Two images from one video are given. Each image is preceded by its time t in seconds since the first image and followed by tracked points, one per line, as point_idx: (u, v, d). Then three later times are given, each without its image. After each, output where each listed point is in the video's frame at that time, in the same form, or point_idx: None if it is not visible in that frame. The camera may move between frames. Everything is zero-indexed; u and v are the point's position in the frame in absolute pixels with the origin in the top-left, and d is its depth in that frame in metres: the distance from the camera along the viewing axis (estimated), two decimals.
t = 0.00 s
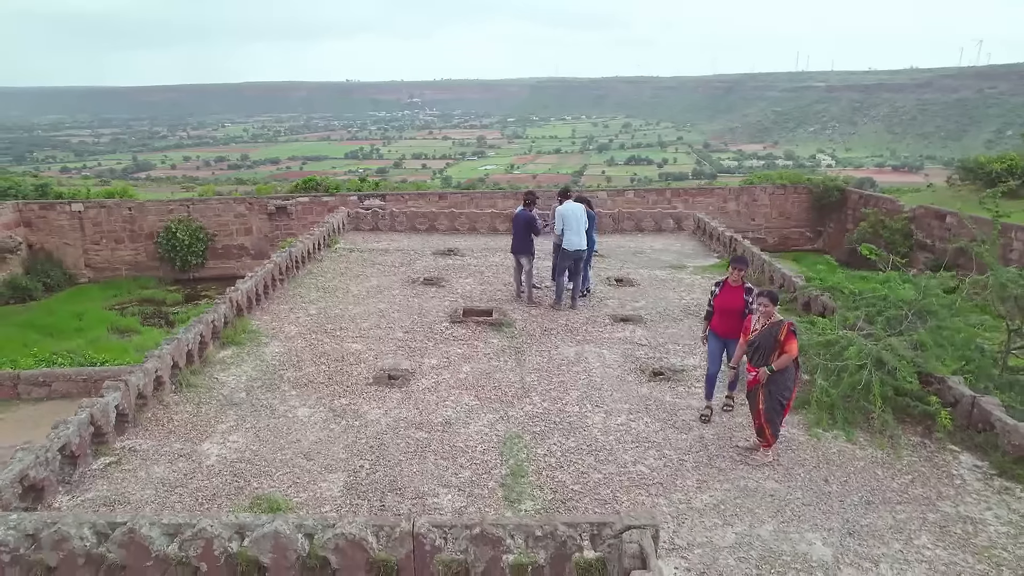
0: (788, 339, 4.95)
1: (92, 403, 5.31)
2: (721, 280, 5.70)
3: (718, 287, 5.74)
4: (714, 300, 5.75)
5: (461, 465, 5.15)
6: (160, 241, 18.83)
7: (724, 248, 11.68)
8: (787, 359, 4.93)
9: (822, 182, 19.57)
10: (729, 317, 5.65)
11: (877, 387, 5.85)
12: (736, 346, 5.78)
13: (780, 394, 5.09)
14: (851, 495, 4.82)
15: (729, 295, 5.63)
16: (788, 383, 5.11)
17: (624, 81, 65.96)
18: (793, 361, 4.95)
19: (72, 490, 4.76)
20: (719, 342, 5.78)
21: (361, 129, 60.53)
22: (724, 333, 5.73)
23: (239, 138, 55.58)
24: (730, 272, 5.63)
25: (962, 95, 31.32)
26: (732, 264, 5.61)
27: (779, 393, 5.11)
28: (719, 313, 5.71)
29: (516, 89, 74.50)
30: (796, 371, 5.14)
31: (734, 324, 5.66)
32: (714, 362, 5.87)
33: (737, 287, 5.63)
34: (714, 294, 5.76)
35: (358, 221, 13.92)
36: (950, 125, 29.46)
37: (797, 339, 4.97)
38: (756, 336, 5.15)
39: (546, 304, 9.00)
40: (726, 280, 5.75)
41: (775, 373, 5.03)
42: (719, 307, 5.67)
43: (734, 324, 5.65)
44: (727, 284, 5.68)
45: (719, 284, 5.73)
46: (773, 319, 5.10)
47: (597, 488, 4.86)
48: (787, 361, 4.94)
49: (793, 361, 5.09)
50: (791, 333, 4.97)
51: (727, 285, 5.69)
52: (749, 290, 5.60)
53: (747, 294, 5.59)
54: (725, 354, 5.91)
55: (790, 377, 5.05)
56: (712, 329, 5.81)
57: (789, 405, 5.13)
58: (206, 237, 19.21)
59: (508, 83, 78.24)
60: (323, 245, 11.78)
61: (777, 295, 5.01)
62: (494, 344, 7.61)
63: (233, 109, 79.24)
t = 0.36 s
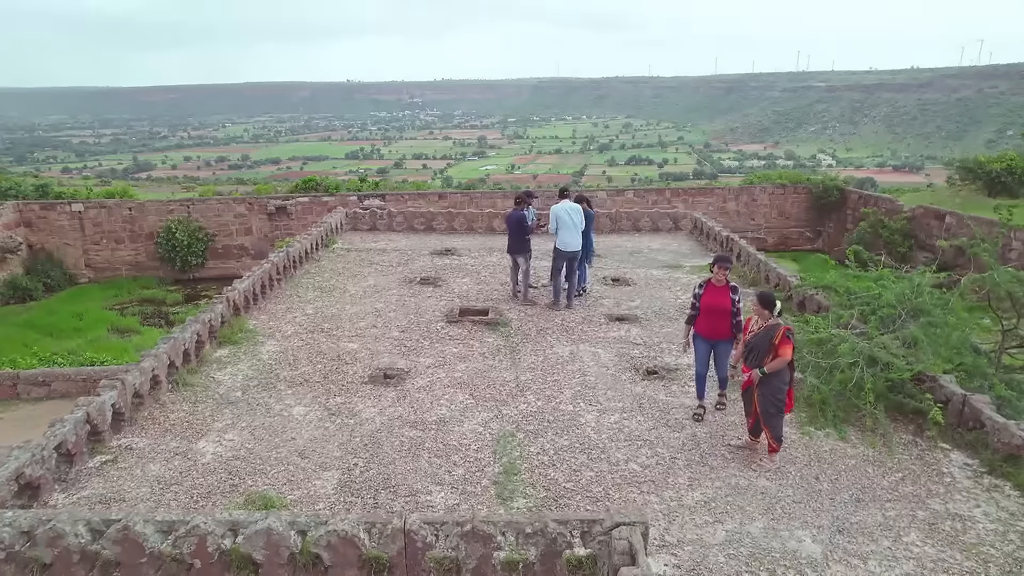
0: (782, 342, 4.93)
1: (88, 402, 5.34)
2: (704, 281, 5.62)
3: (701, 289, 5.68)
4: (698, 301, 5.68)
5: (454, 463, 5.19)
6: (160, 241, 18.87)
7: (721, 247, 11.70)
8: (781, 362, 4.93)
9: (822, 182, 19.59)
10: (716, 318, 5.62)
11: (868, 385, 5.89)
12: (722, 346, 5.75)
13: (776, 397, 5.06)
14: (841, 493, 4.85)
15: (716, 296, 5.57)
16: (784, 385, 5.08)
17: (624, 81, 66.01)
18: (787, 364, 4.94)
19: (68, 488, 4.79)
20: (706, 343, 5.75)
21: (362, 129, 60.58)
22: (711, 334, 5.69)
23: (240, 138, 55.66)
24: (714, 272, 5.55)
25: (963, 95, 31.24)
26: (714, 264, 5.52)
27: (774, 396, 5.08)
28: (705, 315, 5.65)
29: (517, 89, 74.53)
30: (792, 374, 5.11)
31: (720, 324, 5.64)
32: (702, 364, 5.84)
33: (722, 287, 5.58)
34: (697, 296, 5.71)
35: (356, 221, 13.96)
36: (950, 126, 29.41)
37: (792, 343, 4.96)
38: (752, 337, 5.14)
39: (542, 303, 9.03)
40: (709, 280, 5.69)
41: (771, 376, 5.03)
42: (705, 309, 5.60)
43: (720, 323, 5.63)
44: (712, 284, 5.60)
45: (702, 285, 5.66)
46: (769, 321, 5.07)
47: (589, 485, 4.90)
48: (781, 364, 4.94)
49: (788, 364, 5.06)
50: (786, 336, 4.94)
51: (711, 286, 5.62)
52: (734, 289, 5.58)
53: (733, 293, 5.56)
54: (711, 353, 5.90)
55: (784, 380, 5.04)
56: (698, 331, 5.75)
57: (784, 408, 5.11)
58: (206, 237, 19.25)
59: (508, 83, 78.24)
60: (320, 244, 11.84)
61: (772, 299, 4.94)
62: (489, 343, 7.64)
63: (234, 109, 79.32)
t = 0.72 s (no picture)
0: (778, 355, 4.85)
1: (87, 403, 5.35)
2: (702, 285, 5.56)
3: (699, 293, 5.60)
4: (697, 306, 5.60)
5: (452, 464, 5.20)
6: (160, 242, 18.89)
7: (720, 248, 11.72)
8: (773, 374, 4.86)
9: (821, 182, 19.60)
10: (714, 322, 5.57)
11: (865, 386, 5.90)
12: (719, 349, 5.73)
13: (772, 406, 5.00)
14: (838, 494, 4.86)
15: (714, 300, 5.54)
16: (783, 396, 4.99)
17: (625, 81, 66.01)
18: (783, 377, 4.85)
19: (67, 489, 4.81)
20: (705, 346, 5.72)
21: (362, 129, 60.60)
22: (709, 337, 5.65)
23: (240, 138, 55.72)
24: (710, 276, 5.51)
25: (963, 95, 31.19)
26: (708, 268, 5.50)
27: (773, 405, 5.03)
28: (703, 319, 5.60)
29: (517, 89, 74.55)
30: (794, 386, 5.01)
31: (719, 328, 5.60)
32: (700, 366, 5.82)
33: (719, 290, 5.56)
34: (695, 301, 5.59)
35: (356, 222, 13.97)
36: (950, 126, 29.38)
37: (789, 358, 4.85)
38: (758, 343, 5.11)
39: (540, 304, 9.04)
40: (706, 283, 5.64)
41: (767, 385, 4.99)
42: (703, 313, 5.53)
43: (718, 326, 5.60)
44: (711, 287, 5.54)
45: (700, 289, 5.59)
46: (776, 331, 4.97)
47: (586, 486, 4.92)
48: (774, 376, 4.87)
49: (788, 375, 4.97)
50: (784, 350, 4.84)
51: (709, 289, 5.58)
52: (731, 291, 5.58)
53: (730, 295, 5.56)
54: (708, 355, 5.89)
55: (782, 391, 4.96)
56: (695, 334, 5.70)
57: (783, 419, 5.03)
58: (205, 237, 19.27)
59: (509, 83, 78.23)
60: (319, 246, 11.86)
61: (786, 309, 4.79)
62: (488, 344, 7.66)
63: (234, 109, 79.37)
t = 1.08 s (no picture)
0: (792, 359, 4.82)
1: (87, 404, 5.35)
2: (709, 291, 5.44)
3: (706, 298, 5.47)
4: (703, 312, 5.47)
5: (453, 466, 5.20)
6: (160, 242, 18.89)
7: (720, 249, 11.71)
8: (786, 377, 4.84)
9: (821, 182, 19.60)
10: (722, 327, 5.46)
11: (866, 387, 5.89)
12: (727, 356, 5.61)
13: (781, 410, 4.98)
14: (838, 495, 4.85)
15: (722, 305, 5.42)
16: (794, 401, 4.96)
17: (625, 82, 66.01)
18: (795, 381, 4.83)
19: (67, 490, 4.80)
20: (714, 350, 5.59)
21: (362, 129, 60.60)
22: (718, 342, 5.52)
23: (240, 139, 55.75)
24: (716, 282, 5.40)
25: (963, 96, 31.16)
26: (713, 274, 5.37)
27: (782, 409, 5.00)
28: (711, 324, 5.47)
29: (517, 89, 74.55)
30: (807, 390, 4.99)
31: (725, 334, 5.49)
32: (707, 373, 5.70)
33: (727, 294, 5.45)
34: (702, 308, 5.45)
35: (355, 223, 13.95)
36: (950, 126, 29.36)
37: (804, 362, 4.81)
38: (772, 346, 5.09)
39: (540, 305, 9.05)
40: (712, 289, 5.52)
41: (779, 388, 4.97)
42: (712, 319, 5.41)
43: (725, 332, 5.49)
44: (717, 292, 5.43)
45: (707, 295, 5.47)
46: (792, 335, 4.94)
47: (587, 488, 4.91)
48: (787, 379, 4.84)
49: (801, 379, 4.95)
50: (798, 354, 4.81)
51: (716, 294, 5.46)
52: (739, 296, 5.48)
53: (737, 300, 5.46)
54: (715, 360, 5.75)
55: (795, 395, 4.94)
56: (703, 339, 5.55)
57: (791, 423, 5.01)
58: (206, 238, 19.27)
59: (509, 83, 78.23)
60: (320, 247, 11.86)
61: (802, 313, 4.79)
62: (488, 345, 7.65)
63: (234, 109, 79.41)
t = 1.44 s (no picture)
0: (819, 356, 4.70)
1: (84, 407, 5.31)
2: (732, 299, 5.18)
3: (728, 306, 5.22)
4: (725, 320, 5.21)
5: (453, 469, 5.16)
6: (161, 242, 18.87)
7: (721, 249, 11.67)
8: (816, 376, 4.70)
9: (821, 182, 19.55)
10: (745, 337, 5.20)
11: (869, 388, 5.85)
12: (748, 367, 5.33)
13: (809, 411, 4.85)
14: (841, 498, 4.81)
15: (745, 315, 5.15)
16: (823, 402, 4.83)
17: (624, 82, 65.97)
18: (825, 378, 4.71)
19: (64, 494, 4.76)
20: (734, 362, 5.33)
21: (362, 130, 60.54)
22: (738, 354, 5.27)
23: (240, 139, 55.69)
24: (740, 291, 5.13)
25: (963, 96, 31.08)
26: (737, 282, 5.10)
27: (809, 410, 4.86)
28: (732, 334, 5.22)
29: (517, 89, 74.51)
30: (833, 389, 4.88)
31: (749, 343, 5.23)
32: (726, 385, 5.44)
33: (751, 303, 5.18)
34: (724, 315, 5.21)
35: (355, 223, 13.91)
36: (950, 126, 29.29)
37: (830, 357, 4.70)
38: (790, 348, 4.97)
39: (541, 306, 9.01)
40: (736, 297, 5.26)
41: (807, 389, 4.83)
42: (733, 328, 5.16)
43: (748, 342, 5.22)
44: (742, 301, 5.16)
45: (730, 303, 5.21)
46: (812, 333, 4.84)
47: (587, 491, 4.88)
48: (817, 378, 4.71)
49: (828, 378, 4.83)
50: (823, 349, 4.71)
51: (740, 303, 5.20)
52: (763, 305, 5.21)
53: (762, 309, 5.19)
54: (735, 371, 5.50)
55: (825, 395, 4.81)
56: (723, 348, 5.32)
57: (818, 423, 4.89)
58: (206, 238, 19.23)
59: (509, 83, 78.15)
60: (319, 247, 11.82)
61: (813, 309, 4.70)
62: (488, 346, 7.62)
63: (234, 110, 79.35)
